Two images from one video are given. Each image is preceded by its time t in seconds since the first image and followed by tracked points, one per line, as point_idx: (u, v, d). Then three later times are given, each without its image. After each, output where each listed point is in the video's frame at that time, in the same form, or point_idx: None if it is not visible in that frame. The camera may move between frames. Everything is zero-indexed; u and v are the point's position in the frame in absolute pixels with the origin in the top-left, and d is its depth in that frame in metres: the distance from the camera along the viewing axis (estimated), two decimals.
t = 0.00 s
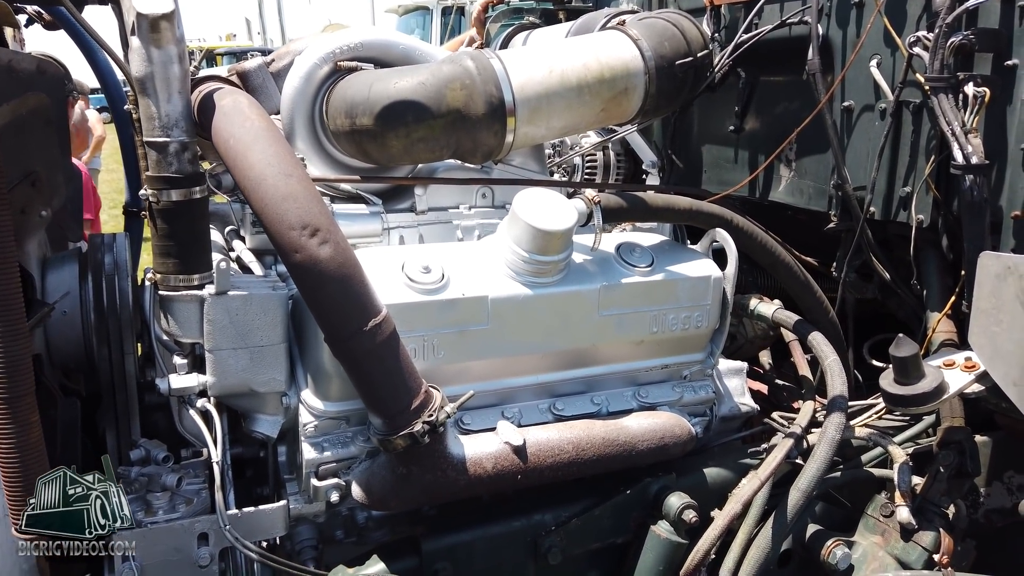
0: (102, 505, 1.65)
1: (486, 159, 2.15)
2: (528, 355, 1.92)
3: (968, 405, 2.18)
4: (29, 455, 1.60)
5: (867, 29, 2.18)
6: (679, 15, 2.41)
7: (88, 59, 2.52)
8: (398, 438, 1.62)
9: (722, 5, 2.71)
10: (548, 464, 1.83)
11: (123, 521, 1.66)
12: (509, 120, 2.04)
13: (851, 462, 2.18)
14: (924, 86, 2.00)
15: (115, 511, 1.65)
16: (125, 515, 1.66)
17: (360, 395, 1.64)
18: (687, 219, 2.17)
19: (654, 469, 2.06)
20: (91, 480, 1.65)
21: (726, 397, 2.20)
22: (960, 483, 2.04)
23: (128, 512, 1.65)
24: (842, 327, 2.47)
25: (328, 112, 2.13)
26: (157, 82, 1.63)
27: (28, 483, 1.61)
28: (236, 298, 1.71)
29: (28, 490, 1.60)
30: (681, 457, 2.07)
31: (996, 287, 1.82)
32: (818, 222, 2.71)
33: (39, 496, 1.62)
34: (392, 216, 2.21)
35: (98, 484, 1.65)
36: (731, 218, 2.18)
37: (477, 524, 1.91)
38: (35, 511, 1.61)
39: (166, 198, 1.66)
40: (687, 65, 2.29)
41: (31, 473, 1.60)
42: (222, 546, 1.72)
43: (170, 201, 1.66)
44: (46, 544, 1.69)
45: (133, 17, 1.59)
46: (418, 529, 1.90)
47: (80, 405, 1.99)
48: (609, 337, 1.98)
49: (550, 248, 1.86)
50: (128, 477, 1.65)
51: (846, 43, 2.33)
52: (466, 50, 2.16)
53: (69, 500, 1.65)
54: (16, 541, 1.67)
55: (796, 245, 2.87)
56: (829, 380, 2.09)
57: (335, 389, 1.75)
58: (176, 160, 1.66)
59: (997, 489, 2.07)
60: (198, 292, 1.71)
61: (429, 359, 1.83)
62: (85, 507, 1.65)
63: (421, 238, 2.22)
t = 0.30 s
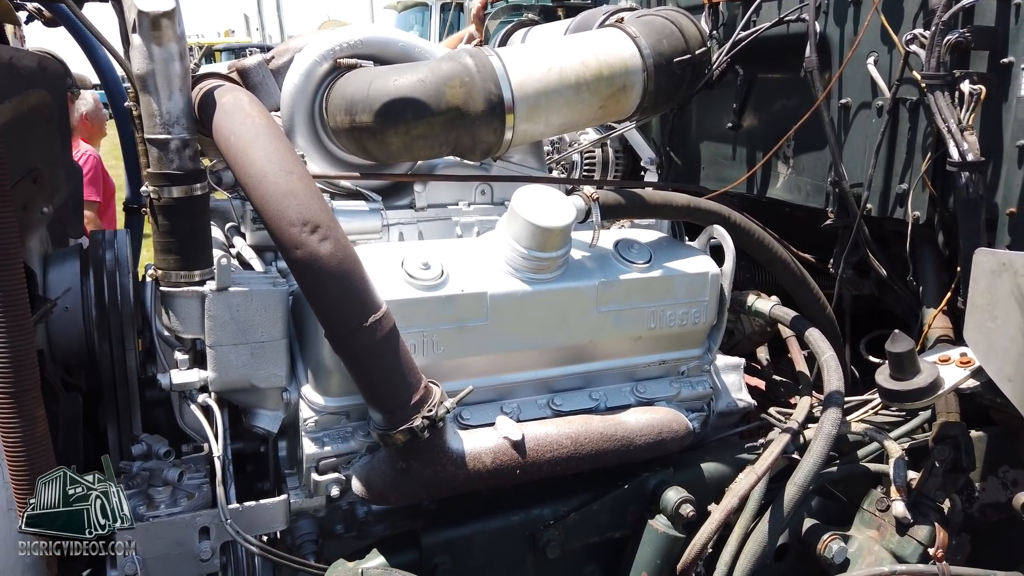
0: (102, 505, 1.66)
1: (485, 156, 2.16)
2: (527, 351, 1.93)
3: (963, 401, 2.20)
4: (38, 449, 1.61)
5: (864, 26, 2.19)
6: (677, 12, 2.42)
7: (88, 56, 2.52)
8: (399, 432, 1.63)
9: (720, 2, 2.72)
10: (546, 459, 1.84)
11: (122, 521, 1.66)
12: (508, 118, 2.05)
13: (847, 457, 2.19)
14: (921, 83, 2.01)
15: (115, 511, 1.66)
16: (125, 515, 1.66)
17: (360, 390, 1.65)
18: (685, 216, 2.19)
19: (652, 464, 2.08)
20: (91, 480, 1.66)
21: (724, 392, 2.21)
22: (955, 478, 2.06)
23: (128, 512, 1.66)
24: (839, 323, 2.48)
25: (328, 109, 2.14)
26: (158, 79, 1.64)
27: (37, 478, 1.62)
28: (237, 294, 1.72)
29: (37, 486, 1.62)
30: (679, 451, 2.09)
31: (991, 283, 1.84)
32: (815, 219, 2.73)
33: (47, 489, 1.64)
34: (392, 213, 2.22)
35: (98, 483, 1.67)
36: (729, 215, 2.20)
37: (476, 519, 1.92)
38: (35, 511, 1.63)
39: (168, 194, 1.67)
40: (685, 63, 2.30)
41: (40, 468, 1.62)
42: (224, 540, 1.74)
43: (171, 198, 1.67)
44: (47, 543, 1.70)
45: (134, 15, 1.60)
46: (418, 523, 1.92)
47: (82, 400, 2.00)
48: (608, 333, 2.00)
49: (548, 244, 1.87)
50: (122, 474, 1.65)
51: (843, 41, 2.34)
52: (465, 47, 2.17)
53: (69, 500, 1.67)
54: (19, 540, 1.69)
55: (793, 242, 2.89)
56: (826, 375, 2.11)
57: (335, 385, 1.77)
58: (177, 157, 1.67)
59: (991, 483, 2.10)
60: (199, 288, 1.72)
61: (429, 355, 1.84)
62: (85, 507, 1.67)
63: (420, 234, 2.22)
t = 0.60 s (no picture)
0: (102, 505, 1.65)
1: (486, 157, 2.18)
2: (528, 350, 1.96)
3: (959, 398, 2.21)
4: (53, 444, 1.59)
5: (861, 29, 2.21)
6: (677, 14, 2.45)
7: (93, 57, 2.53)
8: (402, 429, 1.66)
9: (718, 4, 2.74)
10: (547, 457, 1.86)
11: (122, 521, 1.66)
12: (509, 119, 2.08)
13: (844, 455, 2.21)
14: (917, 86, 2.03)
15: (115, 511, 1.66)
16: (126, 515, 1.66)
17: (364, 388, 1.68)
18: (684, 216, 2.21)
19: (652, 462, 2.10)
20: (91, 480, 1.64)
21: (723, 391, 2.24)
22: (951, 475, 2.08)
23: (128, 512, 1.66)
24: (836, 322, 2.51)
25: (332, 111, 2.17)
26: (165, 82, 1.66)
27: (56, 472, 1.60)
28: (243, 293, 1.75)
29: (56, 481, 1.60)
30: (678, 449, 2.11)
31: (986, 283, 1.87)
32: (813, 220, 2.75)
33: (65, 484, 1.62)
34: (395, 213, 2.24)
35: (98, 483, 1.65)
36: (727, 215, 2.22)
37: (477, 515, 1.95)
38: (36, 510, 1.59)
39: (174, 195, 1.70)
40: (684, 65, 2.33)
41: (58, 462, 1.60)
42: (229, 535, 1.77)
43: (177, 198, 1.70)
44: (47, 543, 1.67)
45: (142, 18, 1.63)
46: (420, 520, 1.94)
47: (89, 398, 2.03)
48: (608, 332, 2.02)
49: (549, 244, 1.89)
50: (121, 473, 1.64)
51: (841, 43, 2.36)
52: (467, 49, 2.19)
53: (70, 500, 1.64)
54: (18, 540, 1.64)
55: (791, 242, 2.91)
56: (823, 374, 2.13)
57: (339, 383, 1.79)
58: (184, 158, 1.69)
59: (986, 480, 2.11)
60: (205, 288, 1.75)
61: (431, 354, 1.86)
62: (85, 506, 1.65)
63: (423, 234, 2.24)
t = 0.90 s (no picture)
0: (102, 505, 1.68)
1: (487, 159, 2.23)
2: (529, 348, 2.00)
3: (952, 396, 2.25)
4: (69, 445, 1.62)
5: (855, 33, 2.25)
6: (674, 19, 2.49)
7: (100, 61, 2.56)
8: (406, 425, 1.70)
9: (716, 8, 2.78)
10: (547, 453, 1.90)
11: (122, 520, 1.70)
12: (510, 122, 2.12)
13: (839, 451, 2.25)
14: (910, 89, 2.07)
15: (114, 510, 1.70)
16: (125, 514, 1.71)
17: (369, 385, 1.72)
18: (681, 217, 2.25)
19: (650, 458, 2.14)
20: (92, 480, 1.65)
21: (720, 389, 2.28)
22: (943, 471, 2.13)
23: (128, 512, 1.70)
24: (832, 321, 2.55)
25: (336, 113, 2.21)
26: (175, 86, 1.71)
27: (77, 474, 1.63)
28: (250, 292, 1.78)
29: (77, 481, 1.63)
30: (675, 446, 2.15)
31: (977, 282, 1.91)
32: (809, 221, 2.79)
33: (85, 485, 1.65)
34: (397, 214, 2.29)
35: (98, 484, 1.66)
36: (724, 216, 2.27)
37: (479, 510, 1.98)
38: (34, 511, 1.59)
39: (184, 197, 1.73)
40: (682, 69, 2.37)
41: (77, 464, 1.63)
42: (237, 529, 1.82)
43: (187, 200, 1.74)
44: (46, 544, 1.64)
45: (152, 24, 1.67)
46: (423, 514, 1.98)
47: (97, 395, 2.10)
48: (607, 331, 2.06)
49: (550, 245, 1.93)
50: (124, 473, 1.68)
51: (836, 47, 2.41)
52: (468, 53, 2.23)
53: (70, 500, 1.64)
54: (19, 540, 1.60)
55: (787, 242, 2.95)
56: (818, 372, 2.18)
57: (344, 380, 1.83)
58: (193, 160, 1.73)
59: (978, 477, 2.15)
60: (213, 287, 1.79)
61: (434, 352, 1.90)
62: (85, 506, 1.66)
63: (425, 235, 2.29)
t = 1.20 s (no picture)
0: (102, 506, 1.66)
1: (489, 163, 2.29)
2: (530, 347, 2.06)
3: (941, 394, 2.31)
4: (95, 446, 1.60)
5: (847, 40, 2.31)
6: (671, 26, 2.56)
7: (111, 65, 2.62)
8: (412, 421, 1.76)
9: (712, 15, 2.85)
10: (548, 448, 1.96)
11: (123, 520, 1.69)
12: (512, 127, 2.18)
13: (832, 447, 2.31)
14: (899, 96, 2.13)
15: (115, 511, 1.69)
16: (124, 514, 1.70)
17: (376, 382, 1.78)
18: (678, 219, 2.31)
19: (647, 453, 2.20)
20: (92, 480, 1.59)
21: (715, 386, 2.35)
22: (932, 467, 2.17)
23: (128, 512, 1.69)
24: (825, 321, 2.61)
25: (342, 119, 2.27)
26: (189, 93, 1.77)
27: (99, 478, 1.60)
28: (261, 292, 1.85)
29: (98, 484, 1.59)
30: (672, 441, 2.21)
31: (964, 283, 1.97)
32: (803, 223, 2.86)
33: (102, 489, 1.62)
34: (402, 216, 2.35)
35: (98, 484, 1.61)
36: (720, 218, 2.33)
37: (481, 504, 2.04)
38: (35, 511, 1.60)
39: (197, 199, 1.80)
40: (678, 74, 2.44)
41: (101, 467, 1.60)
42: (247, 522, 1.89)
43: (200, 203, 1.80)
44: (45, 544, 1.64)
45: (167, 33, 1.73)
46: (427, 508, 2.04)
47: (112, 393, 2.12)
48: (606, 330, 2.13)
49: (550, 246, 1.99)
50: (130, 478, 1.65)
51: (829, 53, 2.47)
52: (471, 60, 2.29)
53: (70, 500, 1.62)
54: (19, 540, 1.62)
55: (782, 244, 3.02)
56: (812, 370, 2.24)
57: (351, 377, 1.89)
58: (206, 165, 1.80)
59: (967, 472, 2.20)
60: (225, 287, 1.85)
61: (438, 350, 1.96)
62: (85, 506, 1.64)
63: (429, 237, 2.34)
